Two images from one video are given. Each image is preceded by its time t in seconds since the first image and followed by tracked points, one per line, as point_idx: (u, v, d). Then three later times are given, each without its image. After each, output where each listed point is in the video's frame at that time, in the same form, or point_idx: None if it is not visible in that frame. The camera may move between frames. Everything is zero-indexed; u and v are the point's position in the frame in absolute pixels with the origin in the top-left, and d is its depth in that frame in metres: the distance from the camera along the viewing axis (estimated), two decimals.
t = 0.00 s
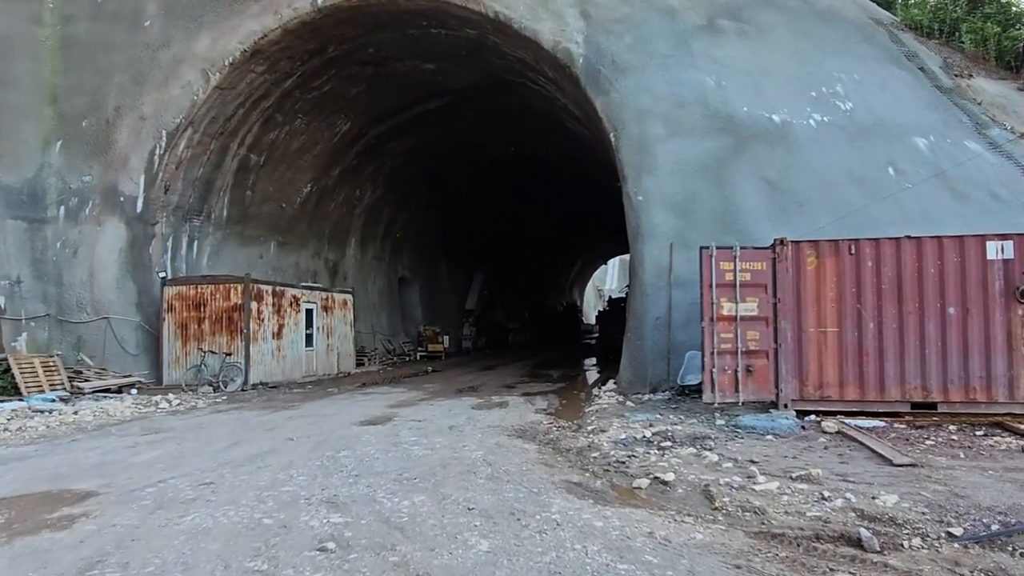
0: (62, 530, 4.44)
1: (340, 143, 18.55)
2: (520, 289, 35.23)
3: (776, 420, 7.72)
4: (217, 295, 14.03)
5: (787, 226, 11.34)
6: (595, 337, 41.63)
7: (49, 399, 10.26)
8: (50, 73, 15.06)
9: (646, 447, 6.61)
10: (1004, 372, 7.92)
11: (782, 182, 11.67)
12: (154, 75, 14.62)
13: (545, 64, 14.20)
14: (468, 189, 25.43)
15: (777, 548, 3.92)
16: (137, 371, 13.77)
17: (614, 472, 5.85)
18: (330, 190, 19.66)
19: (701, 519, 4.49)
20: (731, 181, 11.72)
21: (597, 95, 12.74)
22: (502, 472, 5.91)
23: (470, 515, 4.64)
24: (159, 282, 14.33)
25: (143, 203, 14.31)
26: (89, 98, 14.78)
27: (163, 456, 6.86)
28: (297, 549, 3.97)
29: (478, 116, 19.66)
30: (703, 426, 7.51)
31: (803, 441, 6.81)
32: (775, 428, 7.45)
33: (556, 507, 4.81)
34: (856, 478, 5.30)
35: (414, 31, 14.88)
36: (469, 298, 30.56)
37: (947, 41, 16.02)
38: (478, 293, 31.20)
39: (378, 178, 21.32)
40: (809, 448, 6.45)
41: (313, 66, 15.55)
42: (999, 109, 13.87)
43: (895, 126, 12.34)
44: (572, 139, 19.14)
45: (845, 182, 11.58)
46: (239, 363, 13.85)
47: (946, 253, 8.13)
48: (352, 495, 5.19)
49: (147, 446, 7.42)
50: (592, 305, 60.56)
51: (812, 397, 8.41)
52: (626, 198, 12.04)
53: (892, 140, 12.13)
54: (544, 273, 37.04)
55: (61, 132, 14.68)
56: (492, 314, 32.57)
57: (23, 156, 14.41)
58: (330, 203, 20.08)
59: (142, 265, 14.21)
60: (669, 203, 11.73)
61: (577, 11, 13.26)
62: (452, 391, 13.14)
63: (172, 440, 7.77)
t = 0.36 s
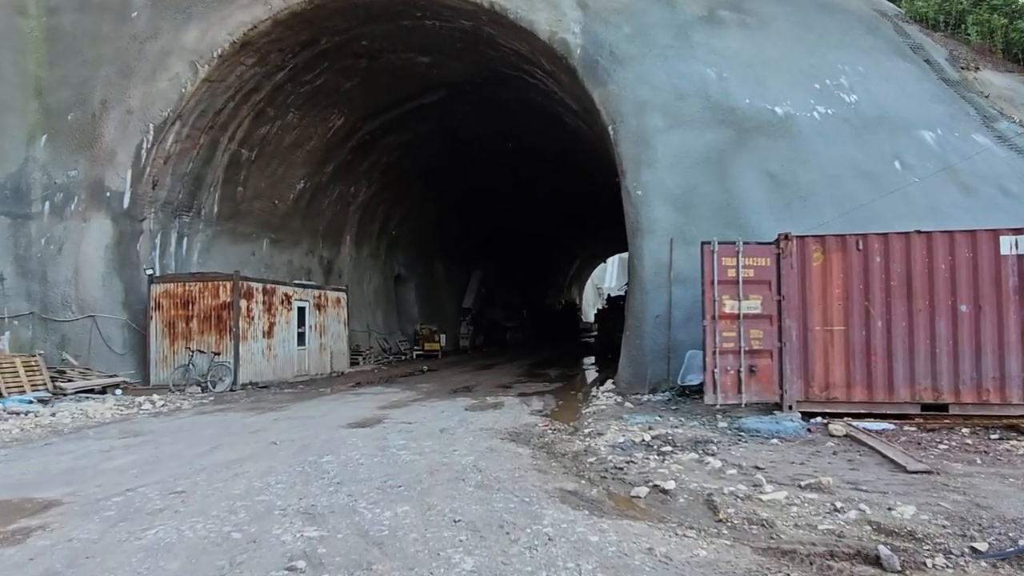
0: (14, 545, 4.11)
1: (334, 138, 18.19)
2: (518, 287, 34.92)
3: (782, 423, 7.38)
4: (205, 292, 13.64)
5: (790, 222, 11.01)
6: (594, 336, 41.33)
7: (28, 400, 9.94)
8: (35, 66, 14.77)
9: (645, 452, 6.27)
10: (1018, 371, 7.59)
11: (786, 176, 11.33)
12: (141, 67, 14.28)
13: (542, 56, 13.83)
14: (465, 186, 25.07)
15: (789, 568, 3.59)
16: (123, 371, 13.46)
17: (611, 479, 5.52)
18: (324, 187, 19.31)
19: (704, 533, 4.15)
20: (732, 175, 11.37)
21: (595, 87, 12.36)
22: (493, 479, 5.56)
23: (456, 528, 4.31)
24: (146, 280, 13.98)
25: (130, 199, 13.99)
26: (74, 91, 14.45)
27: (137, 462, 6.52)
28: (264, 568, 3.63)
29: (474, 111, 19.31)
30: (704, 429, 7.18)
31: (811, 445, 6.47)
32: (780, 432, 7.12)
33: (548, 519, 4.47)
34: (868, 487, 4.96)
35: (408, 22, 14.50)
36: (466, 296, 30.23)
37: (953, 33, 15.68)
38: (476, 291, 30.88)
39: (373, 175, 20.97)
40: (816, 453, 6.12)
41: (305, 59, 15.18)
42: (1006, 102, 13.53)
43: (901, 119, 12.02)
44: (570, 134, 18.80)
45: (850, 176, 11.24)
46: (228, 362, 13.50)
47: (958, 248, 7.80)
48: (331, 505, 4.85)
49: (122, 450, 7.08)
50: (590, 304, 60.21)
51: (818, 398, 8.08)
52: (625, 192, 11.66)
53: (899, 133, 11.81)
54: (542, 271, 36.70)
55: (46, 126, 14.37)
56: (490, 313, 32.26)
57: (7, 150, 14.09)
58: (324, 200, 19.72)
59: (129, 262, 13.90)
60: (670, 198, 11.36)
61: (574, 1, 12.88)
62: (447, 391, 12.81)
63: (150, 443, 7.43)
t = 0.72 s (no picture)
0: None
1: (326, 134, 17.82)
2: (515, 286, 34.57)
3: (787, 429, 7.05)
4: (192, 291, 13.28)
5: (794, 219, 10.67)
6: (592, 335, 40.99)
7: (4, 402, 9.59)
8: (18, 59, 14.52)
9: (643, 461, 5.93)
10: None
11: (789, 171, 10.98)
12: (126, 60, 13.92)
13: (538, 49, 13.46)
14: (461, 183, 24.70)
15: None
16: (107, 372, 13.12)
17: (606, 491, 5.18)
18: (316, 184, 18.93)
19: (707, 553, 3.82)
20: (734, 171, 11.02)
21: (592, 80, 11.98)
22: (482, 491, 5.22)
23: (438, 547, 3.98)
24: (131, 278, 13.63)
25: (114, 195, 13.66)
26: (58, 84, 14.11)
27: (106, 469, 6.17)
28: None
29: (470, 107, 18.94)
30: (705, 436, 6.84)
31: (819, 453, 6.14)
32: (785, 438, 6.79)
33: (539, 537, 4.13)
34: (883, 501, 4.63)
35: (402, 15, 14.11)
36: (463, 295, 29.88)
37: (958, 27, 15.32)
38: (473, 290, 30.53)
39: (368, 172, 20.61)
40: (824, 461, 5.78)
41: (296, 52, 14.80)
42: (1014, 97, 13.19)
43: (906, 113, 11.68)
44: (568, 130, 18.45)
45: (855, 172, 10.90)
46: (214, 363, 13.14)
47: (971, 246, 7.47)
48: (306, 520, 4.52)
49: (93, 457, 6.74)
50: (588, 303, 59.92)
51: (824, 402, 7.74)
52: (623, 188, 11.30)
53: (904, 128, 11.48)
54: (540, 270, 36.35)
55: (30, 121, 14.05)
56: (487, 312, 31.92)
57: None
58: (317, 197, 19.36)
59: (114, 260, 13.56)
60: (669, 194, 11.01)
61: None
62: (439, 393, 12.47)
63: (124, 449, 7.09)
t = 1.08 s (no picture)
0: None
1: (322, 134, 17.50)
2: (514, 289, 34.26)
3: (796, 438, 6.71)
4: (181, 293, 12.96)
5: (800, 219, 10.34)
6: (592, 338, 40.68)
7: None
8: (6, 55, 14.26)
9: (645, 472, 5.60)
10: None
11: (795, 170, 10.65)
12: (116, 57, 13.63)
13: (537, 45, 13.13)
14: (459, 184, 24.38)
15: None
16: (95, 375, 12.81)
17: (606, 504, 4.87)
18: (312, 184, 18.60)
19: None
20: (738, 169, 10.68)
21: (592, 77, 11.64)
22: (473, 506, 4.88)
23: (422, 571, 3.64)
24: (120, 279, 13.38)
25: (103, 194, 13.38)
26: (46, 81, 13.82)
27: (78, 481, 5.83)
28: None
29: (468, 106, 18.61)
30: (711, 445, 6.49)
31: (831, 464, 5.81)
32: (795, 447, 6.46)
33: (532, 559, 3.81)
34: (905, 519, 4.29)
35: (398, 11, 13.77)
36: (461, 297, 29.54)
37: (966, 25, 15.01)
38: (472, 292, 30.20)
39: (365, 172, 20.30)
40: (838, 474, 5.44)
41: (290, 49, 14.47)
42: None
43: (915, 111, 11.37)
44: (568, 130, 18.13)
45: (863, 171, 10.58)
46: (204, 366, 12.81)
47: (987, 246, 7.14)
48: (282, 539, 4.18)
49: (67, 466, 6.40)
50: (589, 306, 59.54)
51: (833, 409, 7.41)
52: (624, 187, 10.97)
53: (914, 126, 11.16)
54: (539, 272, 36.04)
55: (17, 118, 13.76)
56: (486, 314, 31.58)
57: None
58: (313, 197, 19.04)
59: (102, 261, 13.26)
60: (672, 193, 10.66)
61: None
62: (435, 398, 12.13)
63: (101, 458, 6.76)
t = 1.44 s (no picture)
0: None
1: (323, 133, 17.24)
2: (518, 290, 33.99)
3: (808, 448, 6.41)
4: (177, 293, 12.73)
5: (810, 218, 10.01)
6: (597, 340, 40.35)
7: None
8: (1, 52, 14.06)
9: (649, 484, 5.29)
10: None
11: (805, 167, 10.31)
12: (111, 54, 13.45)
13: (540, 41, 12.82)
14: (463, 185, 24.10)
15: None
16: (89, 377, 12.62)
17: (605, 518, 4.58)
18: (313, 183, 18.35)
19: None
20: (747, 167, 10.35)
21: (596, 73, 11.32)
22: (464, 520, 4.59)
23: None
24: (115, 279, 13.24)
25: (99, 193, 13.23)
26: (41, 79, 13.63)
27: (53, 490, 5.56)
28: None
29: (471, 106, 18.34)
30: (718, 454, 6.20)
31: (847, 475, 5.49)
32: (806, 457, 6.14)
33: None
34: (927, 538, 3.98)
35: (399, 7, 13.48)
36: (465, 299, 29.26)
37: (979, 20, 14.63)
38: (476, 294, 29.93)
39: (367, 172, 20.04)
40: (853, 486, 5.13)
41: (288, 46, 14.21)
42: None
43: (929, 107, 11.03)
44: (572, 129, 17.85)
45: (876, 168, 10.23)
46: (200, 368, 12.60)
47: (1010, 245, 6.82)
48: (258, 558, 3.91)
49: (45, 475, 6.13)
50: (595, 308, 59.18)
51: (847, 415, 7.09)
52: (628, 186, 10.65)
53: (927, 122, 10.82)
54: (543, 273, 35.76)
55: (11, 116, 13.53)
56: (490, 316, 31.31)
57: None
58: (315, 197, 18.79)
59: (98, 261, 13.11)
60: (678, 191, 10.33)
61: None
62: (435, 402, 11.85)
63: (82, 466, 6.48)
